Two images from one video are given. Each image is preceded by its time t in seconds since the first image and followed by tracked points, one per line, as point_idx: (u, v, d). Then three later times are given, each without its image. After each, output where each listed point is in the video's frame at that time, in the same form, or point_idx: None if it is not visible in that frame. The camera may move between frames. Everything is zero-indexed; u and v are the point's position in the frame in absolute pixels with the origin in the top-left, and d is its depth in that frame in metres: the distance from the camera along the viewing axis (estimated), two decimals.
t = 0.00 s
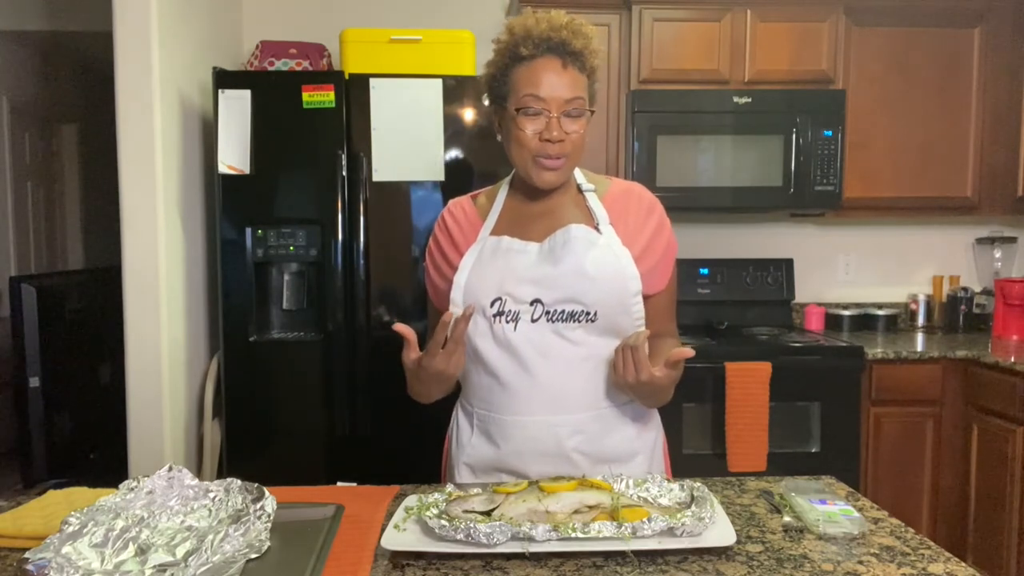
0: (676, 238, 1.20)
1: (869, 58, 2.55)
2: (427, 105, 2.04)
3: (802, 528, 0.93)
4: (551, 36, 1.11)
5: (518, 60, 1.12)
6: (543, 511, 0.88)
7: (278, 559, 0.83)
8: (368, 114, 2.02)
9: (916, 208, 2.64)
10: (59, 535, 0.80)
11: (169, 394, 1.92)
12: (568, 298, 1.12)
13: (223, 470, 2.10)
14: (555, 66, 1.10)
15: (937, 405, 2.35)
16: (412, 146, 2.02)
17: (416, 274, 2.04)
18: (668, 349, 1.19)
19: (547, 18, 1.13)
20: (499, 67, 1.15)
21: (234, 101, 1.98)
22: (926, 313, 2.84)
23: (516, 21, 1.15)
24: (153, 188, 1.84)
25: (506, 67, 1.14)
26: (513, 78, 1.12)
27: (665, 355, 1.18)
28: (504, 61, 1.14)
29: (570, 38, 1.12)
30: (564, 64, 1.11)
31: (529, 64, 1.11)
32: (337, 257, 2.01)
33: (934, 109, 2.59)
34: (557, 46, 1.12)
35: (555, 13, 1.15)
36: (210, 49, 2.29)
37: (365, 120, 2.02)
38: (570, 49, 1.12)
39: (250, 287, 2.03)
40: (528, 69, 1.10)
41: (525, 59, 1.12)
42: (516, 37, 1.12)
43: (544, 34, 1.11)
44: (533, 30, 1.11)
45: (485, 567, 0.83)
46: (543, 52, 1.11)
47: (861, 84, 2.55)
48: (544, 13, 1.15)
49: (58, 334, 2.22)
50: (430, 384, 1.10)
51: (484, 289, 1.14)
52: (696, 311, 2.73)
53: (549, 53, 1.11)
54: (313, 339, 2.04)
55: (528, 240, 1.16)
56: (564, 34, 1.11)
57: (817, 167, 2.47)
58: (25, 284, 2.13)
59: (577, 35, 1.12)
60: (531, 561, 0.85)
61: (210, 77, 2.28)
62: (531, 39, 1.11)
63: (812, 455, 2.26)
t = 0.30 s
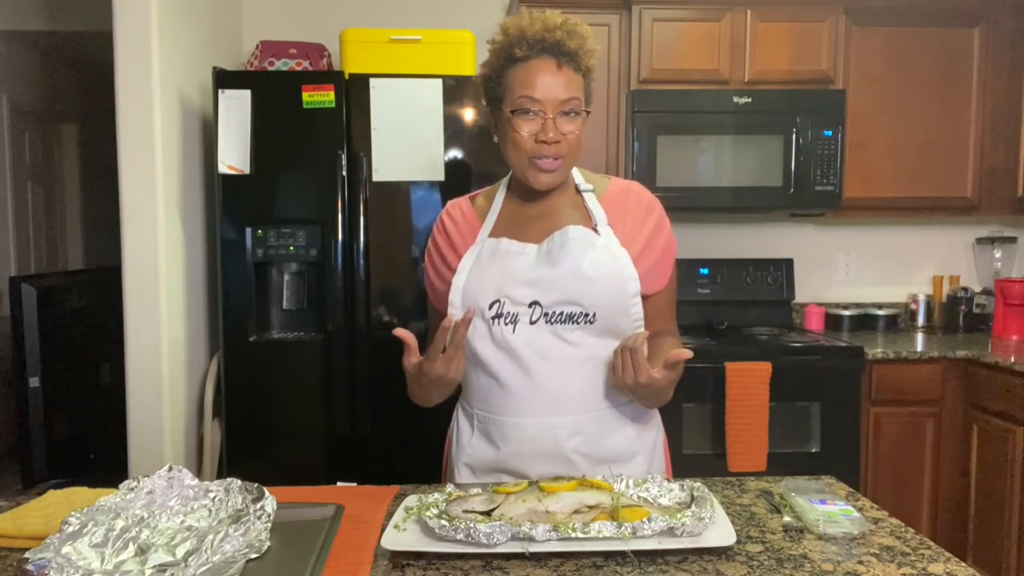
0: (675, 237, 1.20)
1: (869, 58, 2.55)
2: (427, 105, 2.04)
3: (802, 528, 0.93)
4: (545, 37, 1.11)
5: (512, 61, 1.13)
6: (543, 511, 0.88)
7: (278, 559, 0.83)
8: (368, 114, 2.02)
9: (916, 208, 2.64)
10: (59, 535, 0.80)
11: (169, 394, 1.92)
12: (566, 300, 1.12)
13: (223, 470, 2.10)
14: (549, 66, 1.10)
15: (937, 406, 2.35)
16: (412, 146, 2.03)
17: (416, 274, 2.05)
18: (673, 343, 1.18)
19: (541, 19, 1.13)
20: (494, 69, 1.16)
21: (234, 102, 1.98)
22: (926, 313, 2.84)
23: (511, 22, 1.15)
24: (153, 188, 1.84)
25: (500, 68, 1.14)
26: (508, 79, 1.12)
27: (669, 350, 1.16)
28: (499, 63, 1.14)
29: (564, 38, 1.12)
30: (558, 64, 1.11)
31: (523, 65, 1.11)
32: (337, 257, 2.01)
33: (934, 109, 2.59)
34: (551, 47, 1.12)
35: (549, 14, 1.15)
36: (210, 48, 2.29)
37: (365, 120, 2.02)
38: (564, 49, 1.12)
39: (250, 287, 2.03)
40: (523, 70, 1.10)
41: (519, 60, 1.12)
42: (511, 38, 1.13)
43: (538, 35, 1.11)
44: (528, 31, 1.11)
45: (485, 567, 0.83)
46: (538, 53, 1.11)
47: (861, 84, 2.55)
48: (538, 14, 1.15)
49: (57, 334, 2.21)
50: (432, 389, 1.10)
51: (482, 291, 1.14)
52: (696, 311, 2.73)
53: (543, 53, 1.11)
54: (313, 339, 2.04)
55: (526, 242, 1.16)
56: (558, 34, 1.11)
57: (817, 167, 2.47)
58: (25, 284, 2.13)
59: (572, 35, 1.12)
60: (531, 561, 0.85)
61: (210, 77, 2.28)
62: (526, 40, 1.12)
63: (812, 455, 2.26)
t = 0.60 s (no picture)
0: (676, 237, 1.20)
1: (869, 58, 2.55)
2: (427, 105, 2.04)
3: (802, 528, 0.93)
4: (546, 30, 1.11)
5: (513, 55, 1.13)
6: (543, 511, 0.88)
7: (278, 559, 0.83)
8: (368, 114, 2.02)
9: (916, 208, 2.64)
10: (59, 535, 0.80)
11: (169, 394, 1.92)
12: (567, 301, 1.12)
13: (223, 470, 2.10)
14: (550, 60, 1.10)
15: (937, 406, 2.35)
16: (412, 146, 2.02)
17: (416, 274, 2.05)
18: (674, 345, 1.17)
19: (543, 13, 1.13)
20: (495, 62, 1.16)
21: (234, 102, 1.98)
22: (926, 313, 2.83)
23: (513, 16, 1.15)
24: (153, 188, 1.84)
25: (501, 61, 1.14)
26: (509, 73, 1.12)
27: (671, 350, 1.16)
28: (500, 56, 1.14)
29: (565, 31, 1.12)
30: (559, 58, 1.11)
31: (525, 58, 1.11)
32: (337, 256, 2.01)
33: (934, 109, 2.59)
34: (553, 41, 1.12)
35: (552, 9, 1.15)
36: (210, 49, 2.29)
37: (365, 120, 2.02)
38: (565, 43, 1.12)
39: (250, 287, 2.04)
40: (524, 63, 1.11)
41: (520, 53, 1.12)
42: (513, 32, 1.13)
43: (539, 29, 1.11)
44: (529, 25, 1.12)
45: (485, 567, 0.83)
46: (538, 46, 1.11)
47: (861, 84, 2.55)
48: (540, 8, 1.15)
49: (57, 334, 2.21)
50: (431, 392, 1.10)
51: (483, 292, 1.14)
52: (696, 311, 2.73)
53: (544, 47, 1.11)
54: (312, 339, 2.04)
55: (527, 243, 1.16)
56: (559, 28, 1.11)
57: (816, 167, 2.47)
58: (25, 284, 2.13)
59: (573, 29, 1.12)
60: (531, 561, 0.85)
61: (210, 77, 2.28)
62: (528, 33, 1.12)
63: (812, 455, 2.26)
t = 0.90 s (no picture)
0: (678, 238, 1.20)
1: (869, 58, 2.55)
2: (427, 105, 2.04)
3: (802, 528, 0.93)
4: (550, 23, 1.10)
5: (518, 49, 1.13)
6: (543, 511, 0.88)
7: (278, 559, 0.83)
8: (368, 114, 2.02)
9: (916, 208, 2.64)
10: (59, 535, 0.80)
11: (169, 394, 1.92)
12: (569, 303, 1.12)
13: (223, 470, 2.10)
14: (554, 54, 1.11)
15: (937, 406, 2.35)
16: (412, 147, 2.02)
17: (416, 274, 2.05)
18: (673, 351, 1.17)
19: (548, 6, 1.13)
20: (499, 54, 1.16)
21: (234, 102, 1.98)
22: (926, 313, 2.83)
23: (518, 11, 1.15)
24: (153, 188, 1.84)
25: (506, 54, 1.14)
26: (513, 66, 1.12)
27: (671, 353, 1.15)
28: (505, 49, 1.14)
29: (569, 24, 1.11)
30: (562, 51, 1.11)
31: (528, 51, 1.11)
32: (337, 256, 2.01)
33: (934, 109, 2.59)
34: (556, 34, 1.12)
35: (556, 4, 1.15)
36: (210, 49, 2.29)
37: (365, 120, 2.02)
38: (569, 36, 1.11)
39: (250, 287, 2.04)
40: (527, 57, 1.11)
41: (524, 46, 1.12)
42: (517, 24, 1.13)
43: (543, 22, 1.11)
44: (533, 17, 1.11)
45: (485, 567, 0.83)
46: (542, 39, 1.11)
47: (861, 84, 2.55)
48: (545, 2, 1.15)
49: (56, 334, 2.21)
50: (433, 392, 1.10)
51: (485, 293, 1.14)
52: (696, 311, 2.73)
53: (548, 40, 1.11)
54: (312, 339, 2.04)
55: (529, 244, 1.16)
56: (564, 20, 1.11)
57: (817, 167, 2.47)
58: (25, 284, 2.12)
59: (578, 22, 1.12)
60: (531, 561, 0.85)
61: (210, 77, 2.28)
62: (532, 26, 1.11)
63: (812, 455, 2.26)
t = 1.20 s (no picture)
0: (680, 238, 1.19)
1: (869, 58, 2.55)
2: (427, 105, 2.04)
3: (802, 527, 0.93)
4: (553, 17, 1.12)
5: (522, 44, 1.14)
6: (543, 511, 0.88)
7: (278, 559, 0.83)
8: (368, 114, 2.02)
9: (916, 209, 2.64)
10: (59, 535, 0.80)
11: (169, 394, 1.92)
12: (576, 301, 1.12)
13: (223, 470, 2.10)
14: (559, 47, 1.11)
15: (937, 406, 2.35)
16: (412, 147, 2.03)
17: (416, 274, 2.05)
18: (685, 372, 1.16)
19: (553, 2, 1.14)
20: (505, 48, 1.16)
21: (234, 102, 1.98)
22: (926, 313, 2.83)
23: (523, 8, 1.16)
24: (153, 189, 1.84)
25: (512, 48, 1.15)
26: (519, 59, 1.13)
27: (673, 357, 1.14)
28: (511, 44, 1.15)
29: (574, 18, 1.12)
30: (567, 44, 1.12)
31: (532, 46, 1.12)
32: (337, 256, 2.01)
33: (934, 109, 2.59)
34: (560, 28, 1.12)
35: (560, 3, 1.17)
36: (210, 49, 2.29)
37: (365, 120, 2.02)
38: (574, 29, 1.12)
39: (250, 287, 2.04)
40: (532, 51, 1.11)
41: (530, 40, 1.13)
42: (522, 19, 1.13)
43: (547, 17, 1.12)
44: (537, 14, 1.13)
45: (485, 567, 0.83)
46: (547, 33, 1.12)
47: (862, 84, 2.55)
48: None
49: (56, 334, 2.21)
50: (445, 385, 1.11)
51: (491, 290, 1.13)
52: (696, 311, 2.73)
53: (553, 34, 1.12)
54: (312, 339, 2.04)
55: (535, 241, 1.15)
56: (568, 13, 1.12)
57: (816, 167, 2.47)
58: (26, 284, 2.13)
59: (582, 15, 1.13)
60: (531, 561, 0.85)
61: (210, 77, 2.28)
62: (536, 21, 1.13)
63: (812, 455, 2.26)
